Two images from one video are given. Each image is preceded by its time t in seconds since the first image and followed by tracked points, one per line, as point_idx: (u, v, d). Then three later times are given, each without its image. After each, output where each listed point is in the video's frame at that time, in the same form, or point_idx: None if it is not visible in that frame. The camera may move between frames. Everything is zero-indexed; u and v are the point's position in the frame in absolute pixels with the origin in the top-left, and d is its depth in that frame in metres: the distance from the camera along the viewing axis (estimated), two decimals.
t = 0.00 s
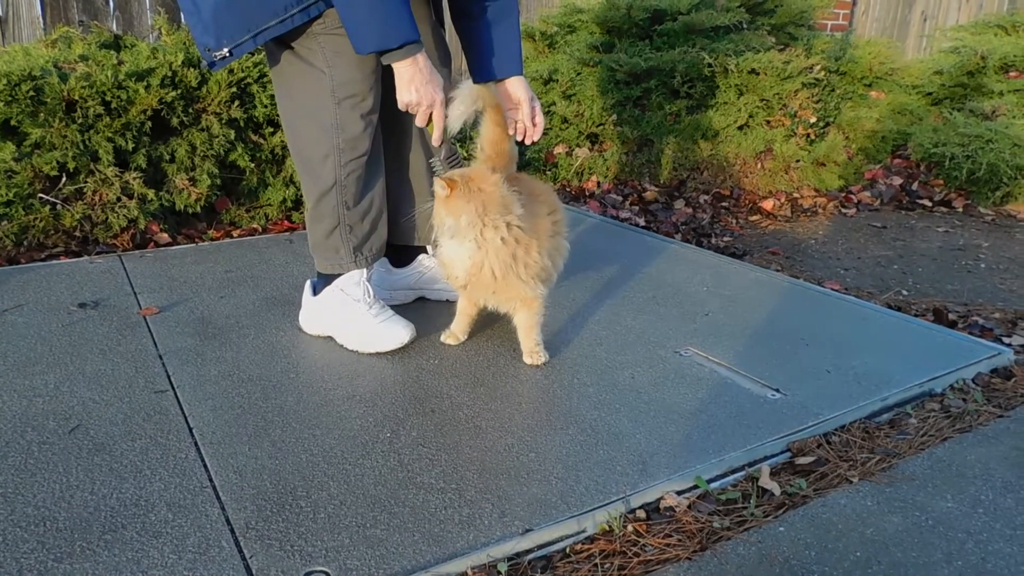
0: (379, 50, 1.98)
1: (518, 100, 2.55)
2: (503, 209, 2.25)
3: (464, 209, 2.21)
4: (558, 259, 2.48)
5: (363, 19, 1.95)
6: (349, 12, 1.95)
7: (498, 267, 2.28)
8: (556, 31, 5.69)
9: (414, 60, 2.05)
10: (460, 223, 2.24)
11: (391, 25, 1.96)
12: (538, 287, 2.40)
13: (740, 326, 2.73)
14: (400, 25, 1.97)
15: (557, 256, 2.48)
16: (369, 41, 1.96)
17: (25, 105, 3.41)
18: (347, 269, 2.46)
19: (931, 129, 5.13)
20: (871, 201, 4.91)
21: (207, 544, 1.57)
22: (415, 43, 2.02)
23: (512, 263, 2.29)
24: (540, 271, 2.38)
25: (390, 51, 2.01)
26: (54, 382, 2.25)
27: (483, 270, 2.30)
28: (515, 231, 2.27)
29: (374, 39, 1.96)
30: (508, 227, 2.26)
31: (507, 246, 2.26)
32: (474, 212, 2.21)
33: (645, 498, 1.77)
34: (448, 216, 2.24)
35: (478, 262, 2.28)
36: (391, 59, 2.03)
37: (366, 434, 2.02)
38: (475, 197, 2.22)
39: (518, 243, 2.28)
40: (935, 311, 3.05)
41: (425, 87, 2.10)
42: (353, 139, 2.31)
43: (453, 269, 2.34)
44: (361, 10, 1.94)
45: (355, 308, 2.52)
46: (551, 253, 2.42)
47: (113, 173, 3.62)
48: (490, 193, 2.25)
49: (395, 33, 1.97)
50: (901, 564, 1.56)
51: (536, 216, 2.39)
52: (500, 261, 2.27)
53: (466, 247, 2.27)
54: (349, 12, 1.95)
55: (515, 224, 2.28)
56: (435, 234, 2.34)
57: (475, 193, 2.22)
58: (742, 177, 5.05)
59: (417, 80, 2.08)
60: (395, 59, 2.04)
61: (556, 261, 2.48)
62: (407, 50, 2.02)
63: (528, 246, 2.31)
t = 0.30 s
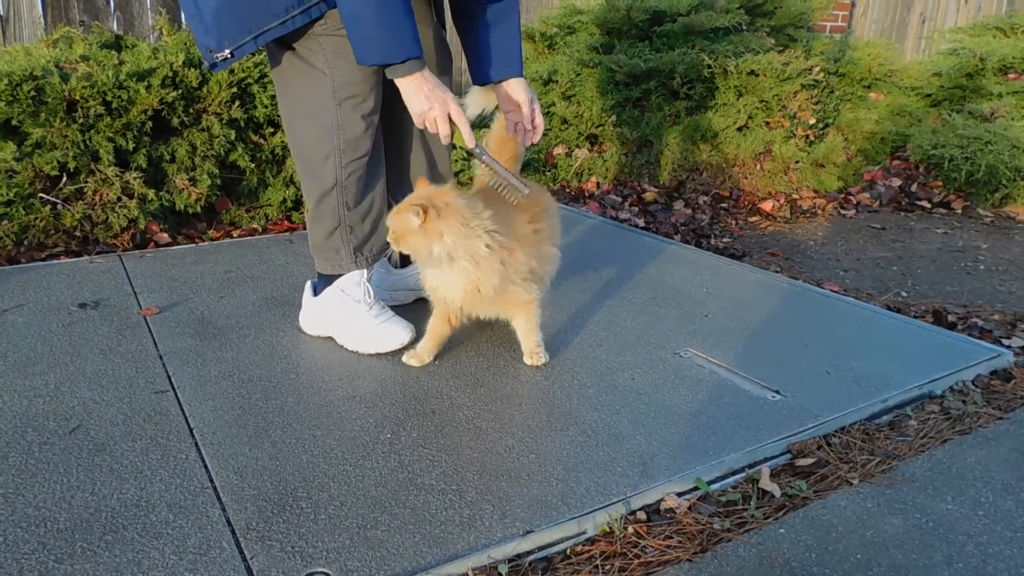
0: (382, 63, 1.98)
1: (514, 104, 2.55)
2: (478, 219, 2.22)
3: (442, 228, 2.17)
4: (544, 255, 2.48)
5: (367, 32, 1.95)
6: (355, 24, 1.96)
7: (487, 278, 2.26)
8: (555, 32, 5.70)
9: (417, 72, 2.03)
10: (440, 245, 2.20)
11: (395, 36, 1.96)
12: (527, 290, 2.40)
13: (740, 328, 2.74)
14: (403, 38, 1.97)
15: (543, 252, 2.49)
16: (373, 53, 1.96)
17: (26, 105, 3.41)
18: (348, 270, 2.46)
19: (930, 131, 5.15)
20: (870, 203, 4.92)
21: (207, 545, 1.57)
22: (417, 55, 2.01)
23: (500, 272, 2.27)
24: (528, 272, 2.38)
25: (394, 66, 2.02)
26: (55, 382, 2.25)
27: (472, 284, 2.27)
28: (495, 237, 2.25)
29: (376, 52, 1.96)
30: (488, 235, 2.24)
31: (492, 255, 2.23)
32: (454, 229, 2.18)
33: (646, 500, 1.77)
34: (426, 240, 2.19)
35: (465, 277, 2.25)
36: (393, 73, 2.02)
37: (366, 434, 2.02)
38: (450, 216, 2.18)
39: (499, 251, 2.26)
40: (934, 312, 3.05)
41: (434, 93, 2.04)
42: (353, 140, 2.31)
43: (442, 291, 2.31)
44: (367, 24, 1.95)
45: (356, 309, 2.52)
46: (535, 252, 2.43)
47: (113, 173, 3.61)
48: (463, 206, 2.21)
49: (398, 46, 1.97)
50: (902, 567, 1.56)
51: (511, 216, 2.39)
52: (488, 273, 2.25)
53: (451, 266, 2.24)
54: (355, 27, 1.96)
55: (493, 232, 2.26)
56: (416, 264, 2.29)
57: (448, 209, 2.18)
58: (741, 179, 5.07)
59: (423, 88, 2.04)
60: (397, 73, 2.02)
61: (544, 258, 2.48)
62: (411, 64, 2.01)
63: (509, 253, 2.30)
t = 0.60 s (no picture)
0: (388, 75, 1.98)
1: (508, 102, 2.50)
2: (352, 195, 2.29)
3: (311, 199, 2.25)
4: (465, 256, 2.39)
5: (375, 46, 1.94)
6: (366, 35, 1.94)
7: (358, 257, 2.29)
8: (555, 32, 5.70)
9: (420, 95, 2.03)
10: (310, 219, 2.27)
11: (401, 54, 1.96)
12: (421, 283, 2.33)
13: (739, 328, 2.74)
14: (412, 56, 1.97)
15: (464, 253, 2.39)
16: (377, 66, 1.96)
17: (26, 103, 3.41)
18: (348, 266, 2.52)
19: (929, 132, 5.15)
20: (869, 204, 4.92)
21: (206, 544, 1.57)
22: (421, 77, 2.02)
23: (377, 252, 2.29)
24: (421, 263, 2.32)
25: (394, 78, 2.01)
26: (53, 381, 2.25)
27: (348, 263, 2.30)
28: (371, 216, 2.30)
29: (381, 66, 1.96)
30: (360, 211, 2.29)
31: (366, 233, 2.29)
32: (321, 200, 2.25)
33: (645, 500, 1.77)
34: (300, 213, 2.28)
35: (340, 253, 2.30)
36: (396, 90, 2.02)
37: (365, 434, 2.02)
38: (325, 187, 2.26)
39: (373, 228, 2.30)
40: (933, 314, 3.06)
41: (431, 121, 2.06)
42: (352, 139, 2.34)
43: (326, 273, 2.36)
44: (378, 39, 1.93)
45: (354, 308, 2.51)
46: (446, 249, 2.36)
47: (113, 171, 3.61)
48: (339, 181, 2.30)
49: (404, 64, 1.97)
50: (900, 568, 1.56)
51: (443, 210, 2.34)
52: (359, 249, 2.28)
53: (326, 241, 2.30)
54: (366, 39, 1.94)
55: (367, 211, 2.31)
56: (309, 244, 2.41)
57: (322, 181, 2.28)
58: (740, 179, 5.10)
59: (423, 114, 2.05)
60: (399, 92, 2.03)
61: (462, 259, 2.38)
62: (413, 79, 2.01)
63: (388, 237, 2.30)
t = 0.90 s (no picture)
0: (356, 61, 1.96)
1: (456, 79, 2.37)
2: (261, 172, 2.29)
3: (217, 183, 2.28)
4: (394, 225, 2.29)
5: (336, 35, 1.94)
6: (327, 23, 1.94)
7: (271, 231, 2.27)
8: (553, 31, 5.69)
9: (379, 75, 2.03)
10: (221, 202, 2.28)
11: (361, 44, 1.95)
12: (351, 243, 2.30)
13: (739, 327, 2.73)
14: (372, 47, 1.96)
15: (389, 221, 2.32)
16: (340, 56, 1.95)
17: (24, 104, 3.39)
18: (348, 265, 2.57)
19: (928, 130, 5.15)
20: (868, 202, 4.92)
21: (206, 544, 1.56)
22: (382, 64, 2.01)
23: (290, 223, 2.27)
24: (339, 229, 2.28)
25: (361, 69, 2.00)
26: (52, 381, 2.24)
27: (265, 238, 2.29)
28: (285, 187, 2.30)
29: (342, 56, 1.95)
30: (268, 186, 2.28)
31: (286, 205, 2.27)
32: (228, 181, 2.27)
33: (646, 499, 1.77)
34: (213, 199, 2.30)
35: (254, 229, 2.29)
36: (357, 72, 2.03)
37: (365, 434, 2.01)
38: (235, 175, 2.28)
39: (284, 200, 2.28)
40: (933, 312, 3.05)
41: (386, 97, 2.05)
42: (350, 139, 2.36)
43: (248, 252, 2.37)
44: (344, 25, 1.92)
45: (353, 307, 2.51)
46: (366, 213, 2.30)
47: (111, 172, 3.60)
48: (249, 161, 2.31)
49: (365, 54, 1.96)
50: (902, 567, 1.56)
51: (387, 182, 2.28)
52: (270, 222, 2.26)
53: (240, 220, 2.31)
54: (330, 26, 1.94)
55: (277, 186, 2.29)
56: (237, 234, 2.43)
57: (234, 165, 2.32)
58: (738, 177, 5.09)
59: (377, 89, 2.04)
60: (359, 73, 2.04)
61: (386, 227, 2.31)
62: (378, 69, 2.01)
63: (307, 204, 2.29)
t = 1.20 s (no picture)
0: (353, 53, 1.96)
1: (430, 75, 2.36)
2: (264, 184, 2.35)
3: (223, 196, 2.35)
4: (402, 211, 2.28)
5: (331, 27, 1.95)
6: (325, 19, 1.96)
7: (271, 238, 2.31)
8: (566, 33, 5.68)
9: (378, 61, 2.00)
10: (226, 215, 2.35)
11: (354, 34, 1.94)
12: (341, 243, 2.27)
13: (755, 330, 2.71)
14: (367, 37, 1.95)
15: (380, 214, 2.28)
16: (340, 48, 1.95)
17: (44, 111, 3.43)
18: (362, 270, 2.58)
19: (947, 130, 5.09)
20: (885, 203, 4.87)
21: (223, 546, 1.57)
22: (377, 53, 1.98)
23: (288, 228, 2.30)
24: (332, 226, 2.26)
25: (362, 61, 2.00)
26: (71, 384, 2.26)
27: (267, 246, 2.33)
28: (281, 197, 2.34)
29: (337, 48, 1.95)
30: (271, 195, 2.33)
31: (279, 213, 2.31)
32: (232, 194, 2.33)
33: (661, 503, 1.75)
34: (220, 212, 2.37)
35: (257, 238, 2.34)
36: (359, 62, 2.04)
37: (380, 437, 2.01)
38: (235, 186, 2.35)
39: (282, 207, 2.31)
40: (953, 315, 3.01)
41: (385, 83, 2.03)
42: (363, 143, 2.36)
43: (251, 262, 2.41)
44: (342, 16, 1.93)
45: (367, 310, 2.51)
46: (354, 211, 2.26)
47: (128, 176, 3.64)
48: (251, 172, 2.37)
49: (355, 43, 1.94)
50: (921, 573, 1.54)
51: (391, 169, 2.25)
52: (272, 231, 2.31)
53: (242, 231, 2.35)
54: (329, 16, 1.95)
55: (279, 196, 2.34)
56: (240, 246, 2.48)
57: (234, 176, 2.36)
58: (753, 180, 5.06)
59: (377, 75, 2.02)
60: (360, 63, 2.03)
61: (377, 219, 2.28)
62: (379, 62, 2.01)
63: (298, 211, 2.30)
